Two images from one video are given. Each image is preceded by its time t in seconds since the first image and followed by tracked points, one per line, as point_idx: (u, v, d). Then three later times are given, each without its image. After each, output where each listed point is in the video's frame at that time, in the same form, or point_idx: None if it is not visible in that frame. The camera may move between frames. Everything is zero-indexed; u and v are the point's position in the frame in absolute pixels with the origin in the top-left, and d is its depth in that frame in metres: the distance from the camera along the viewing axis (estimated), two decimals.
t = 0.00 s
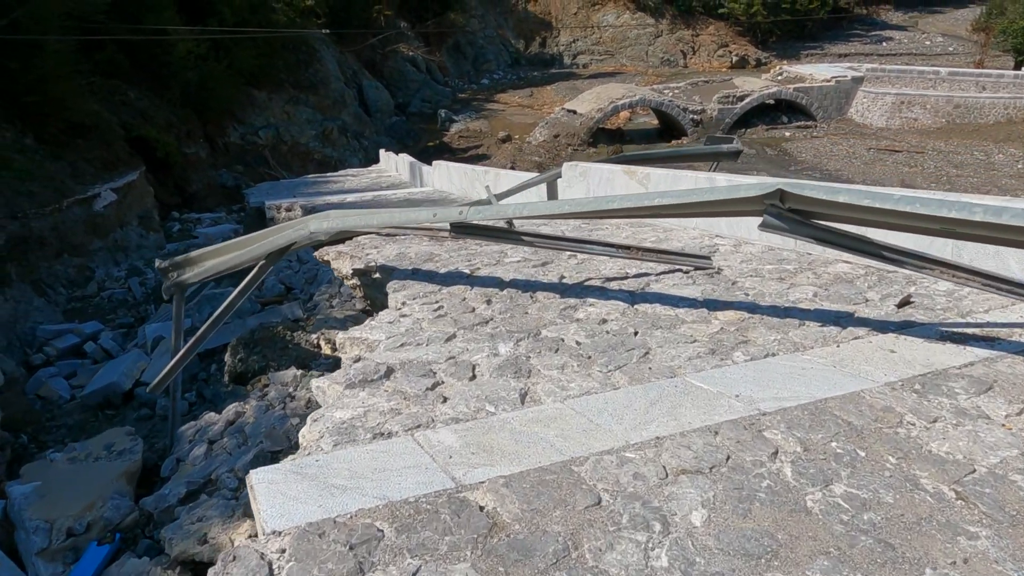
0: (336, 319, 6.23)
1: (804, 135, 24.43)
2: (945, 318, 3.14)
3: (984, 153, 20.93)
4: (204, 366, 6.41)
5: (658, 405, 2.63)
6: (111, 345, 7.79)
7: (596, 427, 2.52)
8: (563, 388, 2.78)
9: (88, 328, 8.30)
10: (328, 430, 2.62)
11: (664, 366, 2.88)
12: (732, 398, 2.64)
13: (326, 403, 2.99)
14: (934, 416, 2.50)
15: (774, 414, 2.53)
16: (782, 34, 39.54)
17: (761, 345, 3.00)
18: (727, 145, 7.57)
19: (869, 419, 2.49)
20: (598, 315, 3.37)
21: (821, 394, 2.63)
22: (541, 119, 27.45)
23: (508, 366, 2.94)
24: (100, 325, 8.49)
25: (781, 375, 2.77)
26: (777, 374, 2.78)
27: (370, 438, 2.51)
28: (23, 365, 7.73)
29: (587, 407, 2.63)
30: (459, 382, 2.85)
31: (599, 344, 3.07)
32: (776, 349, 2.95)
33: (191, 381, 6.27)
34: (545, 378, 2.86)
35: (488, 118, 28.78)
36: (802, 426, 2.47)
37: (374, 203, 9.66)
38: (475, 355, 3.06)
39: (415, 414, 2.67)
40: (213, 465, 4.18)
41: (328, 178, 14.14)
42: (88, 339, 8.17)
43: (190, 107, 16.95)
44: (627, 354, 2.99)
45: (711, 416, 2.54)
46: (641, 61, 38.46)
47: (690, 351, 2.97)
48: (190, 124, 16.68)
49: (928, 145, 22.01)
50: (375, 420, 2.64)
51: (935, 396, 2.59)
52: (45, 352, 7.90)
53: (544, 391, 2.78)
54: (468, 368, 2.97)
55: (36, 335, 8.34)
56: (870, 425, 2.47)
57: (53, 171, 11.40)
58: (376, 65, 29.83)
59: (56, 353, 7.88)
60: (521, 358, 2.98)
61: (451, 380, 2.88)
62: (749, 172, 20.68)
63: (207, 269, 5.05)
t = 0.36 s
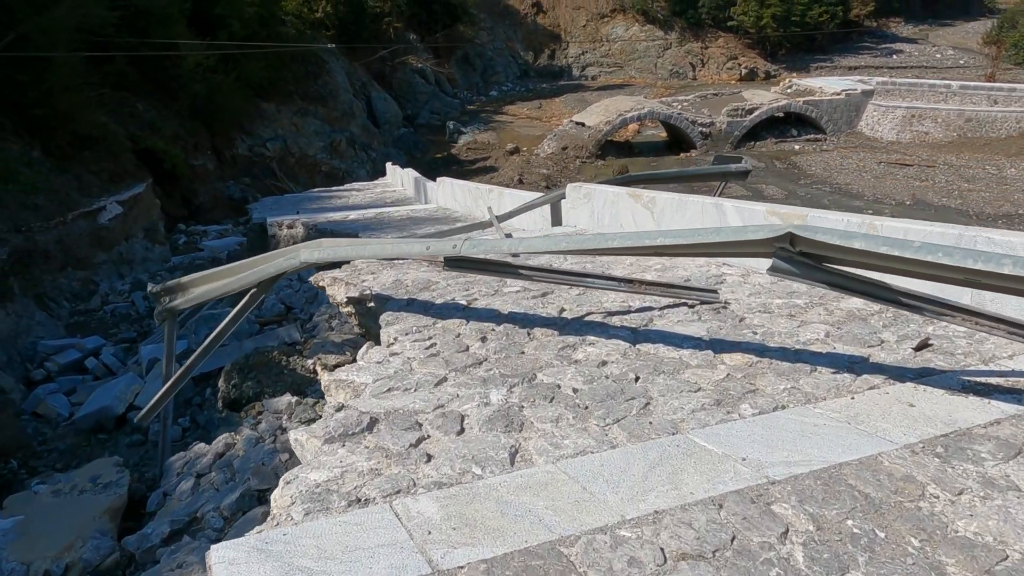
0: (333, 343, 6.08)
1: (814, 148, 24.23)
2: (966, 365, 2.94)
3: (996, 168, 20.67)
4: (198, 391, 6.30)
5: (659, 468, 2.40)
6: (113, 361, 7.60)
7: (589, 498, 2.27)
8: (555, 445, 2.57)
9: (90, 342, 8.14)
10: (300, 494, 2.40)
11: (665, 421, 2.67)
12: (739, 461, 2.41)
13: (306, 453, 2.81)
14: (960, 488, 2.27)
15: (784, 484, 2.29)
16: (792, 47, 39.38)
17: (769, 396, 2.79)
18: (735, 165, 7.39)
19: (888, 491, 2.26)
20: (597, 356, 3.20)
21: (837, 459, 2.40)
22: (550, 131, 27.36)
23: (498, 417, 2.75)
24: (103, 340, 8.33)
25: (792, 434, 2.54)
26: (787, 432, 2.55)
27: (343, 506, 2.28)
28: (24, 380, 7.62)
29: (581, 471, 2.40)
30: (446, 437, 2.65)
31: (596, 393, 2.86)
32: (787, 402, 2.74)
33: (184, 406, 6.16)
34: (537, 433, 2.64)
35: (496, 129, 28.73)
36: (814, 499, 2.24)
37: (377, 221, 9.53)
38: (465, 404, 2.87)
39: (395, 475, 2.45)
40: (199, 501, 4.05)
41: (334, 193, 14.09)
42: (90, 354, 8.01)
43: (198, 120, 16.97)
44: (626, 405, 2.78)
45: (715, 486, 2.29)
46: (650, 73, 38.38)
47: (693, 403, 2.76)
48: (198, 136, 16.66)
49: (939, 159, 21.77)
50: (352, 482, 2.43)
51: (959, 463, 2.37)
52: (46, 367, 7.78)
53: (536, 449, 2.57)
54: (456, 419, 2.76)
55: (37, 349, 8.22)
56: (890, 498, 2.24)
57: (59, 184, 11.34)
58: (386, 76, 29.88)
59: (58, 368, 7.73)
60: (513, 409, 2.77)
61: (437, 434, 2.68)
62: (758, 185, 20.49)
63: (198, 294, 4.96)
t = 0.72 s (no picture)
0: (335, 364, 5.94)
1: (825, 162, 24.02)
2: (1003, 407, 2.71)
3: (1010, 182, 20.40)
4: (197, 412, 6.18)
5: (672, 528, 2.18)
6: (116, 375, 7.43)
7: (595, 563, 2.05)
8: (559, 498, 2.37)
9: (94, 356, 8.00)
10: (283, 552, 2.22)
11: (679, 469, 2.47)
12: (761, 518, 2.19)
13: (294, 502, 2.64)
14: (1009, 555, 2.01)
15: (811, 549, 2.06)
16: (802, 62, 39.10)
17: (791, 442, 2.58)
18: (748, 181, 7.22)
19: (927, 558, 2.01)
20: (605, 391, 3.02)
21: (867, 518, 2.17)
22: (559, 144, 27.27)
23: (498, 463, 2.56)
24: (107, 354, 8.18)
25: (816, 488, 2.32)
26: (813, 483, 2.33)
27: (329, 568, 2.10)
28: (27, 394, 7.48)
29: (588, 530, 2.20)
30: (442, 485, 2.47)
31: (603, 437, 2.67)
32: (810, 448, 2.54)
33: (183, 428, 6.04)
34: (539, 482, 2.45)
35: (506, 142, 28.69)
36: (845, 568, 1.99)
37: (383, 237, 9.40)
38: (463, 446, 2.69)
39: (385, 531, 2.27)
40: (192, 533, 3.92)
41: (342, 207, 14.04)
42: (94, 368, 7.86)
43: (209, 132, 16.97)
44: (636, 450, 2.59)
45: (734, 551, 2.06)
46: (660, 86, 38.31)
47: (709, 450, 2.56)
48: (208, 148, 16.64)
49: (952, 174, 21.51)
50: (339, 539, 2.25)
51: (1003, 524, 2.11)
52: (50, 381, 7.63)
53: (538, 500, 2.38)
54: (454, 464, 2.58)
55: (42, 362, 8.08)
56: (929, 565, 1.99)
57: (68, 196, 11.26)
58: (396, 89, 29.93)
59: (61, 382, 7.61)
60: (515, 454, 2.59)
61: (433, 482, 2.50)
62: (769, 199, 20.29)
63: (195, 316, 4.84)
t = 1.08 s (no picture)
0: (337, 391, 5.80)
1: (832, 178, 23.83)
2: None
3: (1020, 199, 20.17)
4: (195, 439, 6.02)
5: None
6: (118, 395, 7.29)
7: None
8: (569, 564, 2.17)
9: (96, 375, 7.83)
10: None
11: (699, 531, 2.28)
12: None
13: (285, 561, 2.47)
14: None
15: None
16: (808, 76, 39.53)
17: (821, 499, 2.39)
18: (758, 203, 7.06)
19: None
20: (618, 437, 2.85)
21: None
22: (565, 159, 27.18)
23: (503, 521, 2.38)
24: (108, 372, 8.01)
25: (851, 553, 2.12)
26: (847, 548, 2.14)
27: None
28: (27, 414, 7.31)
29: None
30: (442, 548, 2.28)
31: (617, 493, 2.49)
32: (841, 506, 2.34)
33: (180, 455, 5.87)
34: (547, 545, 2.26)
35: (511, 157, 28.62)
36: None
37: (387, 257, 9.26)
38: (466, 501, 2.52)
39: None
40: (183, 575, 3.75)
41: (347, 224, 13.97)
42: (95, 387, 7.69)
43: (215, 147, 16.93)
44: (653, 508, 2.40)
45: None
46: (666, 101, 38.24)
47: (731, 507, 2.37)
48: (214, 164, 16.59)
49: (961, 190, 21.29)
50: None
51: None
52: (51, 400, 7.46)
53: (546, 565, 2.19)
54: (454, 522, 2.40)
55: (42, 382, 7.89)
56: None
57: (73, 212, 11.17)
58: (402, 104, 29.95)
59: (62, 402, 7.44)
60: (521, 512, 2.41)
61: (432, 544, 2.31)
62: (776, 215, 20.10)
63: (192, 343, 4.69)
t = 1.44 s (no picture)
0: (325, 415, 5.62)
1: (827, 193, 23.81)
2: None
3: (1014, 214, 20.19)
4: (177, 464, 5.82)
5: None
6: (105, 414, 7.01)
7: None
8: None
9: (83, 394, 7.55)
10: None
11: None
12: None
13: None
14: None
15: None
16: (802, 91, 40.13)
17: (830, 547, 2.23)
18: (755, 219, 6.95)
19: None
20: (612, 474, 2.70)
21: None
22: (561, 173, 27.12)
23: (490, 573, 2.22)
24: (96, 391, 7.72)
25: None
26: None
27: None
28: (11, 433, 7.01)
29: None
30: None
31: (612, 540, 2.32)
32: (853, 555, 2.18)
33: (162, 481, 5.68)
34: None
35: (507, 172, 28.56)
36: None
37: (378, 275, 9.12)
38: (451, 548, 2.35)
39: None
40: None
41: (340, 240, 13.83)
42: (82, 407, 7.41)
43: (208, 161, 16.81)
44: (651, 557, 2.24)
45: None
46: (661, 116, 38.33)
47: (735, 557, 2.21)
48: (207, 178, 16.47)
49: (955, 204, 21.29)
50: None
51: None
52: (36, 420, 7.17)
53: None
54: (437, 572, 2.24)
55: (28, 401, 7.60)
56: None
57: (63, 227, 11.00)
58: (397, 119, 29.91)
59: (48, 421, 7.14)
60: (508, 561, 2.24)
61: None
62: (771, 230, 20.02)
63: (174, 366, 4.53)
